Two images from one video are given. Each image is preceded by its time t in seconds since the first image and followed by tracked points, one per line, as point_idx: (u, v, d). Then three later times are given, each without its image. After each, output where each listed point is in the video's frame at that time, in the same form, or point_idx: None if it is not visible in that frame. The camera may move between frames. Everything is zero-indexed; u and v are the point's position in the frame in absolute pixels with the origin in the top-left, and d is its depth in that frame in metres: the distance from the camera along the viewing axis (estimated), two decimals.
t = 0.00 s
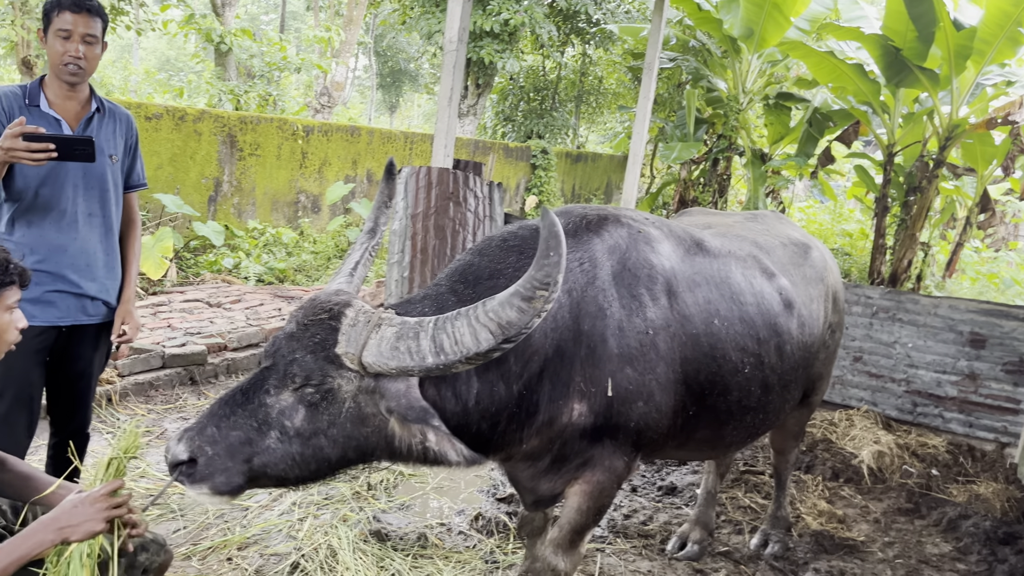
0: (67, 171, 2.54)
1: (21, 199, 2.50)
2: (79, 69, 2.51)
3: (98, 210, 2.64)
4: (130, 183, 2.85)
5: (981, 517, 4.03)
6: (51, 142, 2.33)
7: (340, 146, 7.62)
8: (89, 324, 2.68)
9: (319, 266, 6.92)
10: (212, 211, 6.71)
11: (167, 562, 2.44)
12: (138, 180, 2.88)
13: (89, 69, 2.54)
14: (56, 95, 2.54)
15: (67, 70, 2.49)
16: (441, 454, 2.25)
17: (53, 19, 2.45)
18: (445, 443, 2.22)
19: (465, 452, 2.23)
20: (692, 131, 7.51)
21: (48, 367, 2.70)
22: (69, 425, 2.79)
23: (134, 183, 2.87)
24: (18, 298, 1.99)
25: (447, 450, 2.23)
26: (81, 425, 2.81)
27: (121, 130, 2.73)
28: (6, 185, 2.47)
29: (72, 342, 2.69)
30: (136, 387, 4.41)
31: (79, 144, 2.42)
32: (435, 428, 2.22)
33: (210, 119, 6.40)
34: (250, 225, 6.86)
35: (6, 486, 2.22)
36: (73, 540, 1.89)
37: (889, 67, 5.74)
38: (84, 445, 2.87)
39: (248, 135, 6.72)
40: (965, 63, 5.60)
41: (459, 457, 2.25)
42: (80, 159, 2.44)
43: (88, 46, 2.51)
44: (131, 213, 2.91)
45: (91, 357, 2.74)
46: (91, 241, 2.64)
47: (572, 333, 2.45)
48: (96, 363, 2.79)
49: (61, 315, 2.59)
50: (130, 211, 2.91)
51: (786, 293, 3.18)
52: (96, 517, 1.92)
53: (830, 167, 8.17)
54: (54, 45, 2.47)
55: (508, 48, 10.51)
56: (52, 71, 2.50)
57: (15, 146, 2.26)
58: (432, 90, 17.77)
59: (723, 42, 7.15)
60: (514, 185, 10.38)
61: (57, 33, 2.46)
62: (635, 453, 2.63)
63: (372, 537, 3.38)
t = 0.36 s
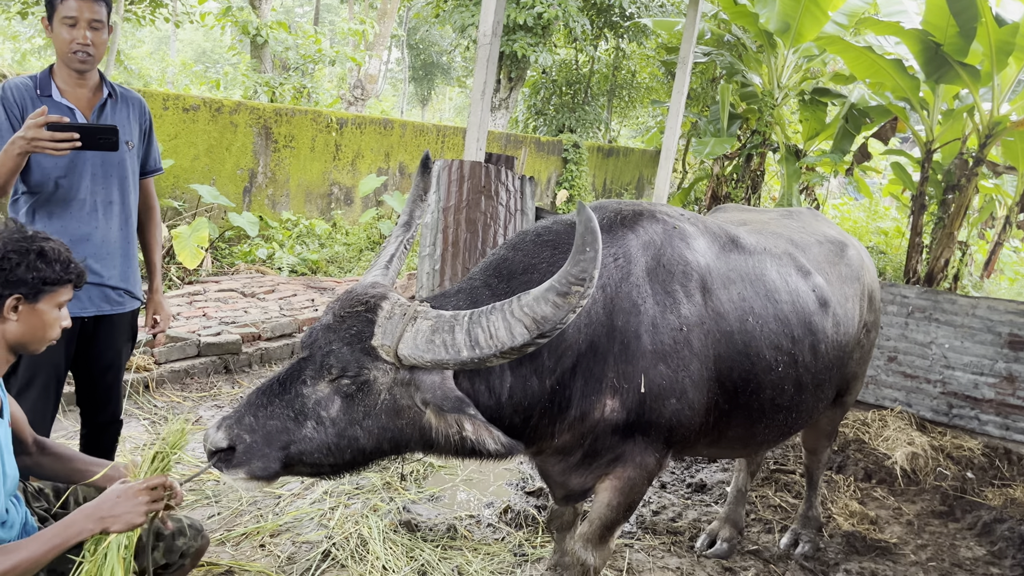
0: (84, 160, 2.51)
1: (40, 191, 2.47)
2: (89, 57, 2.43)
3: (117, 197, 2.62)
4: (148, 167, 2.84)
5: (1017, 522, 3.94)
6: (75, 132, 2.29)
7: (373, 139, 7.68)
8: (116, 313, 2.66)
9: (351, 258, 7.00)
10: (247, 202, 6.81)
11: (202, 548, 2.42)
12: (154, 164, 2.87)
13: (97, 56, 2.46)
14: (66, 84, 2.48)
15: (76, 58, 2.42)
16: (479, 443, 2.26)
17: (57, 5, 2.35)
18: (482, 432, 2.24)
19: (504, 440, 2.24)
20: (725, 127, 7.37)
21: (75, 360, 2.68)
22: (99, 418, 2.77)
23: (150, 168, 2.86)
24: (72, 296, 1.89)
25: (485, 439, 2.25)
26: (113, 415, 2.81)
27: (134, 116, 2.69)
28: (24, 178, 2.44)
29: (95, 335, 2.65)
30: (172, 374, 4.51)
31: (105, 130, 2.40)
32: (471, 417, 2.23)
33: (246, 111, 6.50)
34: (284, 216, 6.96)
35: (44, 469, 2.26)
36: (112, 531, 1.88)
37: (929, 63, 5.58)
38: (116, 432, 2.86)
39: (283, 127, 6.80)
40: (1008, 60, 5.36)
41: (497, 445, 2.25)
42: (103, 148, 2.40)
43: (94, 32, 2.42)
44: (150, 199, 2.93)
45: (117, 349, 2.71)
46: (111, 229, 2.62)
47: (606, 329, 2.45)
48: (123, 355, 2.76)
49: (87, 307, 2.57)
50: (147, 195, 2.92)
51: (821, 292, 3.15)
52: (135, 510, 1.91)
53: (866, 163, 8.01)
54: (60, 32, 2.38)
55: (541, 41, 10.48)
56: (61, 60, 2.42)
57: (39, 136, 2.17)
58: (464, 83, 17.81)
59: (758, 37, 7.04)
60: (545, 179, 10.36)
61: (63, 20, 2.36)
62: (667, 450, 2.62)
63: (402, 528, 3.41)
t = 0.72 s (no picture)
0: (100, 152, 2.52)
1: (59, 186, 2.46)
2: (101, 49, 2.43)
3: (133, 186, 2.65)
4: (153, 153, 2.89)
5: None
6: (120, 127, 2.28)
7: (402, 137, 7.74)
8: (143, 301, 2.66)
9: (379, 255, 7.06)
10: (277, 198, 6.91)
11: (235, 539, 2.47)
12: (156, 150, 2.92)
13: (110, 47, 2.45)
14: (74, 76, 2.47)
15: (88, 51, 2.41)
16: (511, 436, 2.33)
17: None
18: (515, 425, 2.31)
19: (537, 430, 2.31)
20: (755, 126, 7.31)
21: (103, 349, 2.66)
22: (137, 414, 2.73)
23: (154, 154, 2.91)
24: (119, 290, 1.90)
25: (517, 432, 2.32)
26: (153, 407, 2.75)
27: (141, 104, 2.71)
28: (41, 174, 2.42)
29: (120, 328, 2.63)
30: (204, 367, 4.59)
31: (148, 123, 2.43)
32: (504, 410, 2.29)
33: (278, 109, 6.59)
34: (314, 213, 7.05)
35: (89, 459, 2.28)
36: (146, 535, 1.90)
37: (964, 63, 5.48)
38: (159, 423, 2.79)
39: (314, 124, 6.89)
40: None
41: (530, 437, 2.33)
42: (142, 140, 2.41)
43: (105, 24, 2.42)
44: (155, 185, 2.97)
45: (148, 339, 2.69)
46: (128, 218, 2.65)
47: (637, 327, 2.46)
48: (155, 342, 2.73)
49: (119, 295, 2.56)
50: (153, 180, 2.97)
51: (855, 292, 3.11)
52: (174, 519, 1.94)
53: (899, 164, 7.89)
54: (71, 25, 2.36)
55: (570, 40, 10.47)
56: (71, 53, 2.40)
57: (82, 131, 2.18)
58: (492, 82, 17.85)
59: (789, 36, 6.96)
60: (572, 178, 10.36)
61: (74, 13, 2.35)
62: (696, 449, 2.61)
63: (429, 523, 3.44)
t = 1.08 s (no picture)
0: (111, 144, 2.56)
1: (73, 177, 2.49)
2: (112, 41, 2.46)
3: (142, 176, 2.69)
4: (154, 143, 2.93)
5: None
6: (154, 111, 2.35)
7: (422, 134, 7.77)
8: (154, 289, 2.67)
9: (398, 251, 7.08)
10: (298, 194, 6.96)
11: (254, 530, 2.45)
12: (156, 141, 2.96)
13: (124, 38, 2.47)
14: (82, 69, 2.49)
15: (100, 44, 2.43)
16: (531, 429, 2.28)
17: None
18: (535, 416, 2.26)
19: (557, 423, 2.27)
20: (776, 124, 7.24)
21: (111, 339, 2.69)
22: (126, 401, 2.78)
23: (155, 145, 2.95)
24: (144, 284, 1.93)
25: (537, 424, 2.27)
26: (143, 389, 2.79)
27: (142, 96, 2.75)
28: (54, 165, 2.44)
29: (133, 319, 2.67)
30: (224, 362, 4.64)
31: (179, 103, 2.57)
32: (523, 404, 2.26)
33: (298, 105, 6.64)
34: (333, 209, 7.09)
35: (109, 453, 2.31)
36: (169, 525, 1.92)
37: (991, 60, 5.38)
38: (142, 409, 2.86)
39: (334, 121, 6.93)
40: None
41: (550, 430, 2.28)
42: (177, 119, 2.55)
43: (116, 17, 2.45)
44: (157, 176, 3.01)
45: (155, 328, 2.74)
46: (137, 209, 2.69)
47: (656, 325, 2.44)
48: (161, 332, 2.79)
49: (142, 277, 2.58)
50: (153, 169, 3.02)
51: (878, 291, 3.08)
52: (193, 510, 1.96)
53: (923, 163, 7.76)
54: (82, 19, 2.38)
55: (590, 37, 10.43)
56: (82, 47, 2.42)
57: (116, 113, 2.22)
58: (512, 80, 17.84)
59: (812, 32, 6.86)
60: (591, 175, 10.33)
61: (85, 7, 2.37)
62: (715, 448, 2.60)
63: (446, 518, 3.45)
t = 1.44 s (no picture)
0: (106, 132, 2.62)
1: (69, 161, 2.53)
2: (114, 35, 2.53)
3: (130, 166, 2.76)
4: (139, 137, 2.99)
5: None
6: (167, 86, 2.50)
7: (425, 130, 7.77)
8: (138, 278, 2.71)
9: (401, 247, 7.08)
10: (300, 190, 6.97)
11: (254, 524, 2.45)
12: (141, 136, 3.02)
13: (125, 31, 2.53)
14: (79, 61, 2.56)
15: (102, 37, 2.51)
16: (532, 423, 2.29)
17: None
18: (534, 411, 2.27)
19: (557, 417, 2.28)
20: (780, 122, 7.22)
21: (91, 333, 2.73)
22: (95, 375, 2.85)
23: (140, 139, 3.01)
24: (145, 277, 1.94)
25: (538, 419, 2.28)
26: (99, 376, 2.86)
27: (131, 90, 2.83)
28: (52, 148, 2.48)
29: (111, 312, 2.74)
30: (226, 357, 4.64)
31: (188, 77, 2.75)
32: (523, 397, 2.26)
33: (301, 101, 6.64)
34: (336, 206, 7.10)
35: (109, 441, 2.35)
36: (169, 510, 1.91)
37: (995, 58, 5.36)
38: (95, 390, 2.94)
39: (337, 117, 6.94)
40: None
41: (549, 425, 2.29)
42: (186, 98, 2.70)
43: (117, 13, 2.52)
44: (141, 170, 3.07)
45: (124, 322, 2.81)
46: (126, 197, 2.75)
47: (656, 319, 2.44)
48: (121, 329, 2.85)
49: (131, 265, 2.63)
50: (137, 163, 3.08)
51: (880, 287, 3.08)
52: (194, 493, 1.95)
53: (927, 161, 7.74)
54: (86, 13, 2.45)
55: (594, 34, 10.42)
56: (85, 37, 2.48)
57: (134, 86, 2.38)
58: (516, 78, 17.82)
59: (816, 30, 6.86)
60: (595, 173, 10.32)
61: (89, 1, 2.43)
62: (716, 443, 2.59)
63: (447, 513, 3.45)
